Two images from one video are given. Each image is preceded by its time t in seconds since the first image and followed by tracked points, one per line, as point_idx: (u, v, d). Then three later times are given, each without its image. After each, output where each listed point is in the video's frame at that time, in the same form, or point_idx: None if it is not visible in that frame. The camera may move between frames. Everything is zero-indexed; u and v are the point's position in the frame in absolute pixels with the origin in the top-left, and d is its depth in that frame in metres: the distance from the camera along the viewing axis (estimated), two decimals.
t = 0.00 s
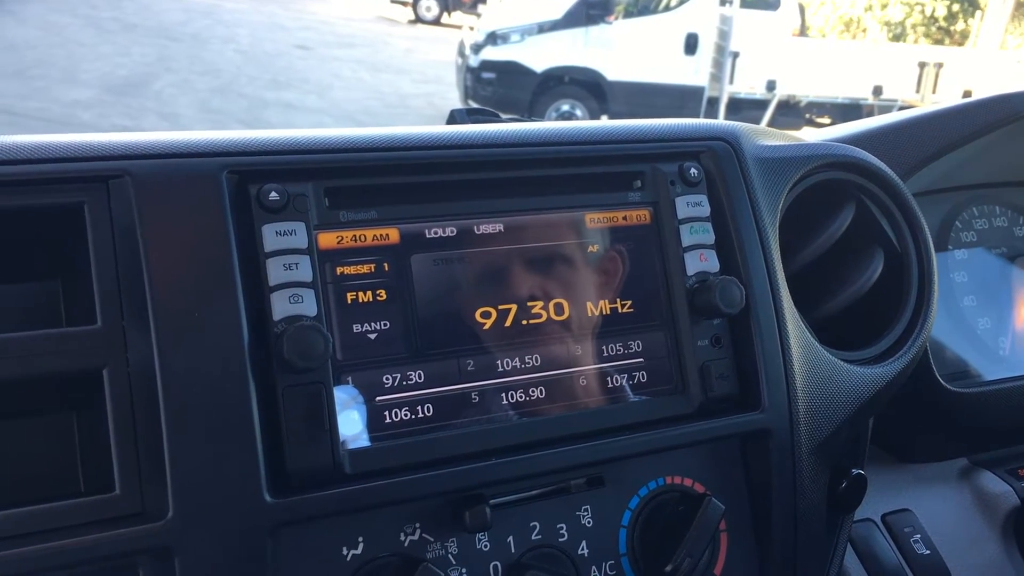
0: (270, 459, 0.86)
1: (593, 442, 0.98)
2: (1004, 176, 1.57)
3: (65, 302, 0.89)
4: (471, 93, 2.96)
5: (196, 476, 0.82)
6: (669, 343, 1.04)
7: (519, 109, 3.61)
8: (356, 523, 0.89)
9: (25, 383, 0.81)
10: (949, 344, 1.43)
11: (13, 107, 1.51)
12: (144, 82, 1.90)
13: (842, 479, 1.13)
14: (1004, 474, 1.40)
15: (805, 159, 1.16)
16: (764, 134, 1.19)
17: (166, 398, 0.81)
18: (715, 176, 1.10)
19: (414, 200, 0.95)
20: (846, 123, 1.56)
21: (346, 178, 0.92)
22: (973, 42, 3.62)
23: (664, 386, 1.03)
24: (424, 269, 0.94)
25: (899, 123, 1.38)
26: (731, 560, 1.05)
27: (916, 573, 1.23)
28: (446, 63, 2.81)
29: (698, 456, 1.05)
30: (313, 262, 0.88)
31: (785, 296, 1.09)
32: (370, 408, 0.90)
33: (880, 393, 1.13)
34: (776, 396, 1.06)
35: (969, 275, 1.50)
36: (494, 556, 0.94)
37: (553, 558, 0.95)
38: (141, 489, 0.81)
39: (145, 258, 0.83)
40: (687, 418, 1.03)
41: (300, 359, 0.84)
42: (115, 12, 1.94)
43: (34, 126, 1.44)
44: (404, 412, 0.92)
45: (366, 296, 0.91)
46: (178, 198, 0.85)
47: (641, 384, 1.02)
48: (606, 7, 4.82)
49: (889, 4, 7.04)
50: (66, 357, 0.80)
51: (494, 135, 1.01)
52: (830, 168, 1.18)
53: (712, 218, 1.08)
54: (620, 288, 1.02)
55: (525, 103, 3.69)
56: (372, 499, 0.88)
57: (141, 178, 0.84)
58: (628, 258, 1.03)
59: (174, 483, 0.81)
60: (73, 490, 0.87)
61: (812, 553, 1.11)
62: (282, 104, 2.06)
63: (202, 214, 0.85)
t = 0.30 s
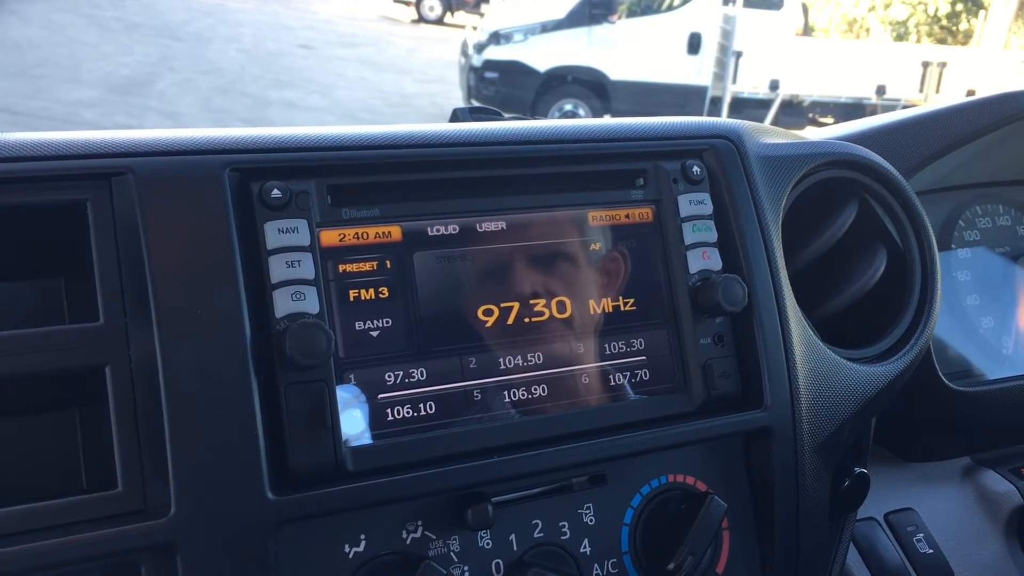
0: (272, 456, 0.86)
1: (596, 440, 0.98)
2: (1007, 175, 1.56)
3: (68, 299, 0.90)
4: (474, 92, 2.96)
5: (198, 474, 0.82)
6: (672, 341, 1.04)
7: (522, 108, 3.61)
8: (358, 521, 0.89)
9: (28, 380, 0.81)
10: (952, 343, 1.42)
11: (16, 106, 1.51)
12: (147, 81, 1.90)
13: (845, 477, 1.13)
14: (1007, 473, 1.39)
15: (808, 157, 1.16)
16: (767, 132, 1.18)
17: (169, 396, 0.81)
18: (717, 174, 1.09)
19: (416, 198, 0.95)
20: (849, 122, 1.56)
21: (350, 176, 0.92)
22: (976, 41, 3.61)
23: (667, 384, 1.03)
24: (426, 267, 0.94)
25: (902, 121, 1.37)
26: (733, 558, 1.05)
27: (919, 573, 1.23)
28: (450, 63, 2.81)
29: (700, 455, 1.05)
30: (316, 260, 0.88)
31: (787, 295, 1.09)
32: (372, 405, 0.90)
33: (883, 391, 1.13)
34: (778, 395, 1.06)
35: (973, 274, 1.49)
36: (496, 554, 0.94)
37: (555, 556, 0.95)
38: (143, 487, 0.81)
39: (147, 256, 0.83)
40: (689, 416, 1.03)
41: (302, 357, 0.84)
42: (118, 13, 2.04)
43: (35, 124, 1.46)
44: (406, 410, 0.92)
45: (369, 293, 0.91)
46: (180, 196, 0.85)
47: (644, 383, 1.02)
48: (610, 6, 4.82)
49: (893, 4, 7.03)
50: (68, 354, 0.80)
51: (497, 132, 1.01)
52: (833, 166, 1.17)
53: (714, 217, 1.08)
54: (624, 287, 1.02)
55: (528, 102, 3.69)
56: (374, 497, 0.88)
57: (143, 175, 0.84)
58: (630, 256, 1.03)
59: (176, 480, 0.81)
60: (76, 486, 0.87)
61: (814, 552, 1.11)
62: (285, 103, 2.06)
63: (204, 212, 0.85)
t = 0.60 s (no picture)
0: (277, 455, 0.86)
1: (601, 439, 0.98)
2: (1013, 174, 1.56)
3: (73, 296, 0.90)
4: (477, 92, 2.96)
5: (203, 473, 0.82)
6: (677, 340, 1.04)
7: (526, 108, 3.61)
8: (362, 520, 0.89)
9: (34, 379, 0.81)
10: (957, 342, 1.42)
11: (20, 106, 1.51)
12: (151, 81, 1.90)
13: (849, 477, 1.12)
14: (1013, 473, 1.39)
15: (812, 156, 1.16)
16: (772, 131, 1.18)
17: (174, 395, 0.82)
18: (722, 173, 1.09)
19: (420, 197, 0.95)
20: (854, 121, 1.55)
21: (355, 176, 0.92)
22: (981, 39, 3.60)
23: (672, 384, 1.03)
24: (431, 266, 0.94)
25: (907, 120, 1.37)
26: (739, 558, 1.05)
27: (924, 573, 1.22)
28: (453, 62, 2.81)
29: (705, 454, 1.05)
30: (320, 258, 0.88)
31: (793, 293, 1.08)
32: (377, 404, 0.90)
33: (889, 390, 1.13)
34: (783, 394, 1.06)
35: (978, 274, 1.49)
36: (501, 553, 0.94)
37: (560, 555, 0.95)
38: (149, 485, 0.81)
39: (152, 255, 0.83)
40: (694, 415, 1.03)
41: (307, 356, 0.84)
42: (121, 12, 2.00)
43: (40, 125, 1.45)
44: (411, 409, 0.92)
45: (374, 292, 0.91)
46: (185, 195, 0.85)
47: (648, 381, 1.02)
48: (614, 6, 4.82)
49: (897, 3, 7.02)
50: (74, 353, 0.80)
51: (500, 131, 1.01)
52: (838, 165, 1.17)
53: (719, 215, 1.08)
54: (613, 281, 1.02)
55: (532, 102, 3.70)
56: (377, 496, 0.88)
57: (148, 175, 0.84)
58: (635, 255, 1.03)
59: (182, 479, 0.81)
60: (82, 485, 0.87)
61: (819, 551, 1.10)
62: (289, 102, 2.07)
63: (209, 210, 0.85)
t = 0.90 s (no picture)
0: (282, 455, 0.86)
1: (605, 439, 0.98)
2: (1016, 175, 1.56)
3: (78, 296, 0.90)
4: (478, 92, 2.97)
5: (209, 473, 0.82)
6: (680, 340, 1.04)
7: (528, 108, 3.62)
8: (367, 520, 0.90)
9: (40, 379, 0.81)
10: (960, 343, 1.42)
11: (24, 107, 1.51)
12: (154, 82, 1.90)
13: (854, 477, 1.13)
14: (1018, 473, 1.39)
15: (815, 156, 1.16)
16: (775, 132, 1.18)
17: (179, 395, 0.82)
18: (726, 173, 1.09)
19: (424, 198, 0.95)
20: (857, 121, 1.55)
21: (361, 177, 0.93)
22: (983, 39, 3.60)
23: (676, 384, 1.03)
24: (434, 267, 0.94)
25: (909, 120, 1.37)
26: (743, 558, 1.05)
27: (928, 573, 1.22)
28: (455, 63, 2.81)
29: (708, 454, 1.05)
30: (325, 259, 0.89)
31: (797, 294, 1.09)
32: (382, 404, 0.90)
33: (893, 391, 1.13)
34: (787, 394, 1.06)
35: (981, 274, 1.49)
36: (505, 553, 0.94)
37: (564, 556, 0.95)
38: (155, 485, 0.82)
39: (157, 255, 0.83)
40: (698, 415, 1.03)
41: (312, 356, 0.84)
42: (124, 12, 1.98)
43: (43, 125, 1.45)
44: (415, 409, 0.92)
45: (379, 293, 0.92)
46: (189, 196, 0.85)
47: (652, 382, 1.02)
48: (615, 6, 4.82)
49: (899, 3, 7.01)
50: (79, 354, 0.81)
51: (504, 132, 1.01)
52: (842, 166, 1.17)
53: (723, 216, 1.08)
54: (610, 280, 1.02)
55: (534, 102, 3.70)
56: (382, 496, 0.88)
57: (153, 175, 0.84)
58: (638, 256, 1.03)
59: (187, 479, 0.81)
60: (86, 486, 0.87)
61: (823, 552, 1.10)
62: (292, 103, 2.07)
63: (214, 211, 0.85)
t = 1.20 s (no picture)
0: (291, 457, 0.86)
1: (614, 441, 0.98)
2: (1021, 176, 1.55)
3: (86, 298, 0.90)
4: (478, 93, 2.97)
5: (217, 475, 0.82)
6: (688, 342, 1.04)
7: (529, 108, 3.61)
8: (375, 523, 0.90)
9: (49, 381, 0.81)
10: (966, 345, 1.42)
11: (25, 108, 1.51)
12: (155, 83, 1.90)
13: (861, 479, 1.12)
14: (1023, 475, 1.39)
15: (823, 157, 1.16)
16: (782, 134, 1.18)
17: (188, 398, 0.82)
18: (733, 175, 1.09)
19: (432, 200, 0.95)
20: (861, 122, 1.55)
21: (368, 178, 0.92)
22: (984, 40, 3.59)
23: (683, 386, 1.03)
24: (443, 268, 0.94)
25: (915, 122, 1.37)
26: (749, 561, 1.05)
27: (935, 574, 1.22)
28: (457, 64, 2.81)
29: (715, 456, 1.05)
30: (333, 262, 0.88)
31: (804, 296, 1.09)
32: (390, 406, 0.90)
33: (900, 393, 1.13)
34: (794, 396, 1.06)
35: (987, 275, 1.48)
36: (513, 556, 0.94)
37: (572, 558, 0.95)
38: (164, 487, 0.81)
39: (166, 258, 0.83)
40: (706, 418, 1.03)
41: (321, 359, 0.84)
42: (124, 12, 1.89)
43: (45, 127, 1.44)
44: (423, 412, 0.92)
45: (387, 295, 0.92)
46: (197, 198, 0.85)
47: (660, 384, 1.02)
48: (616, 6, 4.81)
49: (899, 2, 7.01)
50: (88, 355, 0.81)
51: (512, 134, 1.01)
52: (850, 168, 1.17)
53: (730, 218, 1.08)
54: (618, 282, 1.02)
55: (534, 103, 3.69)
56: (390, 499, 0.88)
57: (162, 177, 0.84)
58: (646, 258, 1.03)
59: (195, 482, 0.81)
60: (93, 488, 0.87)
61: (830, 554, 1.10)
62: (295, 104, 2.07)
63: (222, 213, 0.85)
